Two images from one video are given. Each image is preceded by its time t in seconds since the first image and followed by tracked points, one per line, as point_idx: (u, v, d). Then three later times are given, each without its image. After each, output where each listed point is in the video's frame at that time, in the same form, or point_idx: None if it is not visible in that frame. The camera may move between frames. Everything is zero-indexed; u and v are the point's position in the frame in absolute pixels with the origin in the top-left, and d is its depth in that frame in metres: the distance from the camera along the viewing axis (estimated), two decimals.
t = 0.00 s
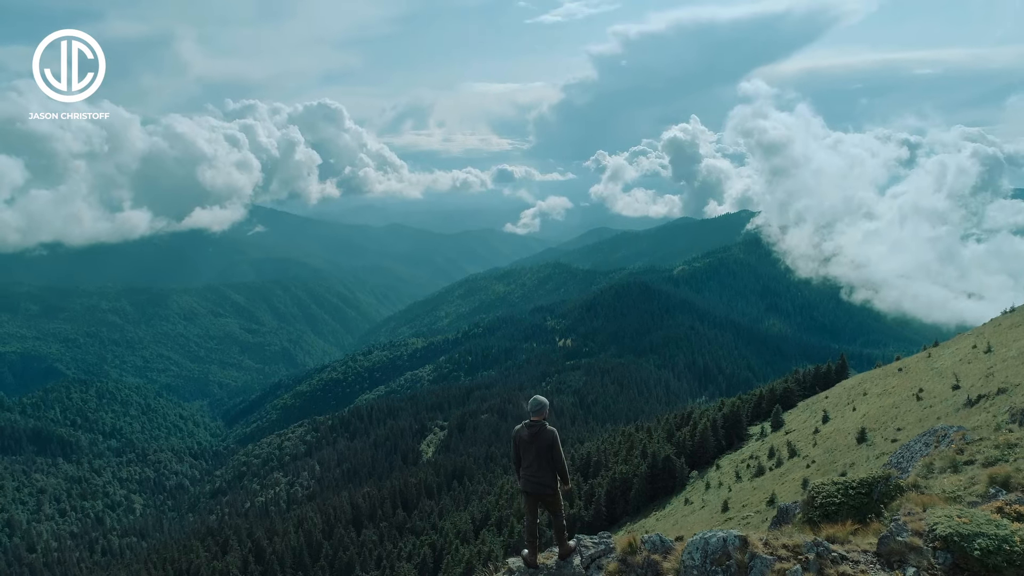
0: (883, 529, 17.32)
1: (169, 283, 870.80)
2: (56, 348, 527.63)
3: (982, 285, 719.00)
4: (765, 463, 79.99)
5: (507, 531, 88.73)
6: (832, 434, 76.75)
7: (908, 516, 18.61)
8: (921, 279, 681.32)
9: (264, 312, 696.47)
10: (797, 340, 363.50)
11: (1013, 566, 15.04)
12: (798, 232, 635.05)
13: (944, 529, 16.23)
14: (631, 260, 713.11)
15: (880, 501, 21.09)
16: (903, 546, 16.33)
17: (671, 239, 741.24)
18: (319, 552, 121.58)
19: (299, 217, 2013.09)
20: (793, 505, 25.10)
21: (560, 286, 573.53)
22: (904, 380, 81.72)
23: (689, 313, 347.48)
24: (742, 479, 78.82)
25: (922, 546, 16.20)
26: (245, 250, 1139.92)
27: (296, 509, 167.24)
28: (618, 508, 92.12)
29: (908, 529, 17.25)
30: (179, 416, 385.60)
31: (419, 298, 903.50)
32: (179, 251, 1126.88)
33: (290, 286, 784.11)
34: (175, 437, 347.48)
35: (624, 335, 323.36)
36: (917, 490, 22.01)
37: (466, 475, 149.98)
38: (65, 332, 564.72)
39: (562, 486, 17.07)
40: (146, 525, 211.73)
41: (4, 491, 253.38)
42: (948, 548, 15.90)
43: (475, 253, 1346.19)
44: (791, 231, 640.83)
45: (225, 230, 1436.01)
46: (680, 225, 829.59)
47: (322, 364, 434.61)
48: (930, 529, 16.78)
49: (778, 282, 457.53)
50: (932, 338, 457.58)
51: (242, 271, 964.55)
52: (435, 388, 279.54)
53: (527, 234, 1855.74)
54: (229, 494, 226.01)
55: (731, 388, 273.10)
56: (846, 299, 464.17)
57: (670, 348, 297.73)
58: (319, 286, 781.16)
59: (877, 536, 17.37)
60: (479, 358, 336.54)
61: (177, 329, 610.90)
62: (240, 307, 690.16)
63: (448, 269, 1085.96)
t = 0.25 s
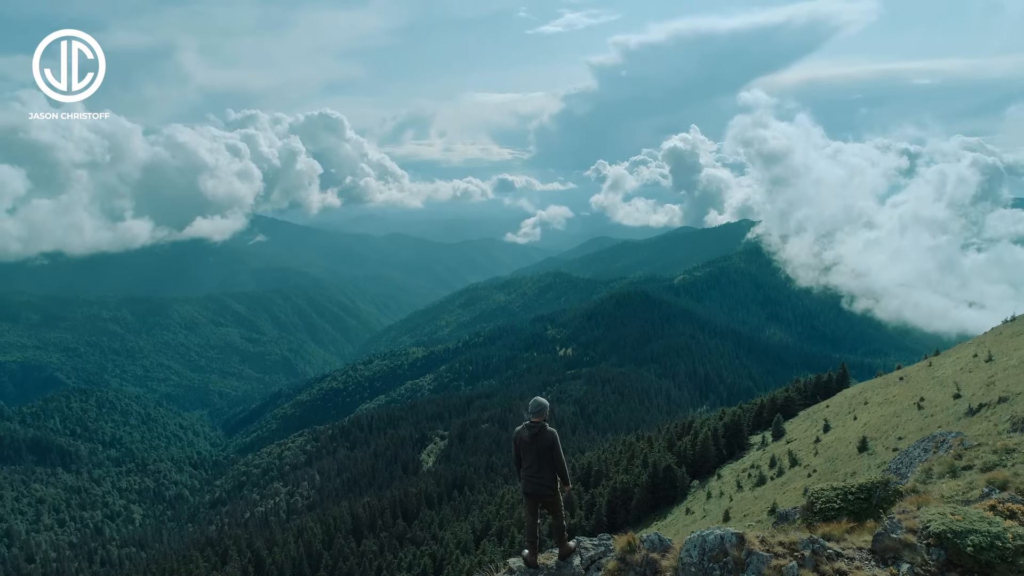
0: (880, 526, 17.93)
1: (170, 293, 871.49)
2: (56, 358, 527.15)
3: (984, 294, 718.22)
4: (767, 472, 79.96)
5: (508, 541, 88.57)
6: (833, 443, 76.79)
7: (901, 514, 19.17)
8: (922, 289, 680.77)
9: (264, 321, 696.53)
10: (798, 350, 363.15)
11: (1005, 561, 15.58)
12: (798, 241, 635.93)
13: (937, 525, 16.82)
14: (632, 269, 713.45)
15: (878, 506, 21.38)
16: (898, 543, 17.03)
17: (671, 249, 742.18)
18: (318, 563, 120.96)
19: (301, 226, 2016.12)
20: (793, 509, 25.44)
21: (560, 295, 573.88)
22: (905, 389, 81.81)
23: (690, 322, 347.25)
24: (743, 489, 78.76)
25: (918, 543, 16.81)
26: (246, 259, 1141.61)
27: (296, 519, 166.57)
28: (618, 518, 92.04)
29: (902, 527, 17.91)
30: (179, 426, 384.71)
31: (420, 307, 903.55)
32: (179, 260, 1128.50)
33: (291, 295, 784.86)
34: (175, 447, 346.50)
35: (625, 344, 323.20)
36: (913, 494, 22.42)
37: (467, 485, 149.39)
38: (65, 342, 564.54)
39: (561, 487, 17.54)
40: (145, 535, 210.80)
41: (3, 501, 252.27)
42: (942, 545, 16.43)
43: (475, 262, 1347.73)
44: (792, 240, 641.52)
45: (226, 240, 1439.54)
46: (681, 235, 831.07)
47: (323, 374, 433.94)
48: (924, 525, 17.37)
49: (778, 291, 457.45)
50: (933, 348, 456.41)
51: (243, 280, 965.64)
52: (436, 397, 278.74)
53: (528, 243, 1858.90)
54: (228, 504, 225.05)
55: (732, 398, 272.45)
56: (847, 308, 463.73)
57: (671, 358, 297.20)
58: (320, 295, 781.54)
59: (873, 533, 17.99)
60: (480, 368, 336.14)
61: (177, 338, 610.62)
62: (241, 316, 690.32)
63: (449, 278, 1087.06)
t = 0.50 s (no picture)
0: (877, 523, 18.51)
1: (170, 302, 871.80)
2: (57, 367, 526.76)
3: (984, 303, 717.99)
4: (768, 481, 79.93)
5: (508, 551, 88.39)
6: (834, 453, 76.88)
7: (900, 513, 19.69)
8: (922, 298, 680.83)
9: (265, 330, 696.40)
10: (799, 359, 362.46)
11: (994, 556, 16.41)
12: (799, 250, 636.29)
13: (934, 521, 17.47)
14: (632, 278, 713.92)
15: (877, 510, 21.84)
16: (893, 539, 17.58)
17: (671, 258, 743.20)
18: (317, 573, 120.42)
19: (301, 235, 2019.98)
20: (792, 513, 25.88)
21: (561, 304, 573.98)
22: (906, 398, 81.89)
23: (691, 331, 347.16)
24: (745, 498, 78.72)
25: (910, 539, 17.40)
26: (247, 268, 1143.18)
27: (296, 529, 165.99)
28: (620, 528, 91.86)
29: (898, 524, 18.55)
30: (179, 435, 383.83)
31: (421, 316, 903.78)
32: (180, 269, 1130.12)
33: (291, 304, 785.66)
34: (175, 456, 345.57)
35: (625, 354, 322.84)
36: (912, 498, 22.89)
37: (467, 494, 148.86)
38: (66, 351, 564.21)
39: (560, 486, 17.99)
40: (145, 545, 209.92)
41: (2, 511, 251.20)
42: (935, 540, 17.09)
43: (476, 272, 1348.63)
44: (792, 249, 642.40)
45: (227, 249, 1442.20)
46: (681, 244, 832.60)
47: (323, 382, 433.22)
48: (920, 524, 17.99)
49: (779, 300, 457.57)
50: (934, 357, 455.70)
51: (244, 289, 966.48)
52: (436, 406, 278.28)
53: (528, 252, 1861.85)
54: (228, 514, 224.29)
55: (733, 407, 272.00)
56: (848, 317, 463.63)
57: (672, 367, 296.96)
58: (321, 304, 782.24)
59: (870, 529, 18.61)
60: (480, 377, 335.59)
61: (178, 347, 610.37)
62: (242, 325, 690.41)
63: (450, 287, 1088.13)
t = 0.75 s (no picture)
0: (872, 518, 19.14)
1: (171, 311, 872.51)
2: (58, 376, 526.45)
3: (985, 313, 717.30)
4: (770, 490, 79.88)
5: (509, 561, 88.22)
6: (836, 462, 76.96)
7: (895, 509, 20.29)
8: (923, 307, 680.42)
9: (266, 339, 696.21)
10: (801, 368, 362.07)
11: (986, 550, 17.01)
12: (799, 260, 637.24)
13: (926, 516, 18.13)
14: (632, 287, 714.48)
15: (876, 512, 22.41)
16: (887, 534, 18.16)
17: (672, 267, 743.72)
18: None
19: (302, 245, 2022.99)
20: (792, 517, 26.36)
21: (561, 314, 573.84)
22: (908, 407, 82.06)
23: (691, 340, 346.97)
24: (746, 508, 78.69)
25: (905, 533, 18.04)
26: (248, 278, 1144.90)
27: (296, 539, 165.33)
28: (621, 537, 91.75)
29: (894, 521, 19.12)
30: (179, 445, 382.93)
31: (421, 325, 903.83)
32: (181, 278, 1131.70)
33: (292, 314, 785.79)
34: (174, 466, 344.66)
35: (626, 363, 322.70)
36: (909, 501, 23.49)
37: (468, 504, 148.43)
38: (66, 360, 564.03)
39: (561, 485, 18.47)
40: (144, 555, 209.04)
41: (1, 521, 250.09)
42: (931, 535, 17.71)
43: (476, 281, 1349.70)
44: (792, 258, 643.13)
45: (228, 259, 1444.69)
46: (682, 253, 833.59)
47: (324, 392, 432.71)
48: (914, 519, 18.58)
49: (780, 310, 457.45)
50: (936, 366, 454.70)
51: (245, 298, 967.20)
52: (437, 416, 277.56)
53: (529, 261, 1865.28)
54: (227, 524, 223.51)
55: (734, 417, 271.30)
56: (849, 327, 463.26)
57: (673, 376, 296.43)
58: (321, 313, 781.95)
59: (865, 525, 19.19)
60: (481, 386, 335.23)
61: (178, 356, 609.97)
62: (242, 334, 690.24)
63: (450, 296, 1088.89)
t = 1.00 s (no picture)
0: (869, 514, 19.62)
1: (171, 321, 872.38)
2: (58, 385, 525.95)
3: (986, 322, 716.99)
4: (771, 500, 79.98)
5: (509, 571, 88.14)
6: (837, 471, 77.11)
7: (892, 505, 20.77)
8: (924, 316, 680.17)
9: (266, 348, 695.66)
10: (801, 378, 361.58)
11: (982, 544, 17.42)
12: (799, 269, 637.80)
13: (923, 511, 18.59)
14: (632, 296, 714.96)
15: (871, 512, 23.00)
16: (884, 529, 18.73)
17: (672, 277, 744.70)
18: None
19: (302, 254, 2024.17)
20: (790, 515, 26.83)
21: (562, 323, 573.94)
22: (908, 417, 82.33)
23: (692, 350, 346.65)
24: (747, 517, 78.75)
25: (902, 529, 18.57)
26: (249, 287, 1145.56)
27: (295, 549, 164.68)
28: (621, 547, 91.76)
29: (891, 517, 19.62)
30: (178, 455, 381.95)
31: (421, 335, 903.62)
32: (181, 288, 1132.65)
33: (293, 322, 785.38)
34: (174, 476, 343.49)
35: (626, 372, 322.41)
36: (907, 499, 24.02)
37: (468, 514, 147.85)
38: (66, 370, 563.24)
39: (560, 486, 19.00)
40: (142, 565, 207.89)
41: None
42: (926, 530, 18.18)
43: (477, 290, 1350.29)
44: (793, 268, 643.83)
45: (228, 268, 1445.68)
46: (682, 262, 834.40)
47: (324, 401, 432.00)
48: (911, 515, 19.04)
49: (781, 319, 457.55)
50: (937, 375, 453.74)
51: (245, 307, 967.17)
52: (437, 425, 276.67)
53: (529, 270, 1868.35)
54: (226, 534, 222.74)
55: (735, 426, 270.81)
56: (849, 336, 463.09)
57: (673, 385, 296.04)
58: (322, 322, 782.02)
59: (862, 521, 19.72)
60: (481, 395, 334.54)
61: (178, 366, 609.36)
62: (242, 343, 690.10)
63: (450, 306, 1089.82)
